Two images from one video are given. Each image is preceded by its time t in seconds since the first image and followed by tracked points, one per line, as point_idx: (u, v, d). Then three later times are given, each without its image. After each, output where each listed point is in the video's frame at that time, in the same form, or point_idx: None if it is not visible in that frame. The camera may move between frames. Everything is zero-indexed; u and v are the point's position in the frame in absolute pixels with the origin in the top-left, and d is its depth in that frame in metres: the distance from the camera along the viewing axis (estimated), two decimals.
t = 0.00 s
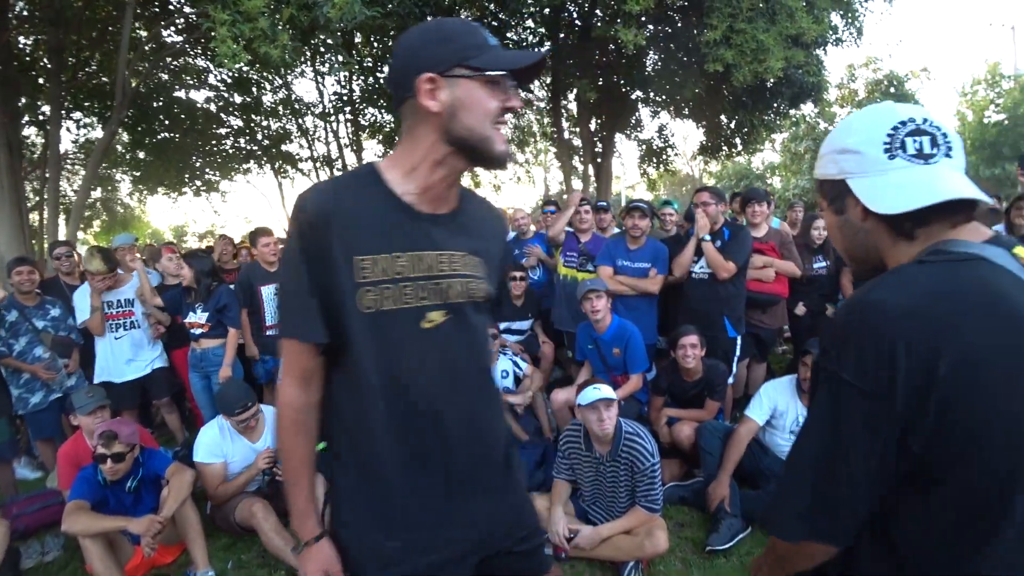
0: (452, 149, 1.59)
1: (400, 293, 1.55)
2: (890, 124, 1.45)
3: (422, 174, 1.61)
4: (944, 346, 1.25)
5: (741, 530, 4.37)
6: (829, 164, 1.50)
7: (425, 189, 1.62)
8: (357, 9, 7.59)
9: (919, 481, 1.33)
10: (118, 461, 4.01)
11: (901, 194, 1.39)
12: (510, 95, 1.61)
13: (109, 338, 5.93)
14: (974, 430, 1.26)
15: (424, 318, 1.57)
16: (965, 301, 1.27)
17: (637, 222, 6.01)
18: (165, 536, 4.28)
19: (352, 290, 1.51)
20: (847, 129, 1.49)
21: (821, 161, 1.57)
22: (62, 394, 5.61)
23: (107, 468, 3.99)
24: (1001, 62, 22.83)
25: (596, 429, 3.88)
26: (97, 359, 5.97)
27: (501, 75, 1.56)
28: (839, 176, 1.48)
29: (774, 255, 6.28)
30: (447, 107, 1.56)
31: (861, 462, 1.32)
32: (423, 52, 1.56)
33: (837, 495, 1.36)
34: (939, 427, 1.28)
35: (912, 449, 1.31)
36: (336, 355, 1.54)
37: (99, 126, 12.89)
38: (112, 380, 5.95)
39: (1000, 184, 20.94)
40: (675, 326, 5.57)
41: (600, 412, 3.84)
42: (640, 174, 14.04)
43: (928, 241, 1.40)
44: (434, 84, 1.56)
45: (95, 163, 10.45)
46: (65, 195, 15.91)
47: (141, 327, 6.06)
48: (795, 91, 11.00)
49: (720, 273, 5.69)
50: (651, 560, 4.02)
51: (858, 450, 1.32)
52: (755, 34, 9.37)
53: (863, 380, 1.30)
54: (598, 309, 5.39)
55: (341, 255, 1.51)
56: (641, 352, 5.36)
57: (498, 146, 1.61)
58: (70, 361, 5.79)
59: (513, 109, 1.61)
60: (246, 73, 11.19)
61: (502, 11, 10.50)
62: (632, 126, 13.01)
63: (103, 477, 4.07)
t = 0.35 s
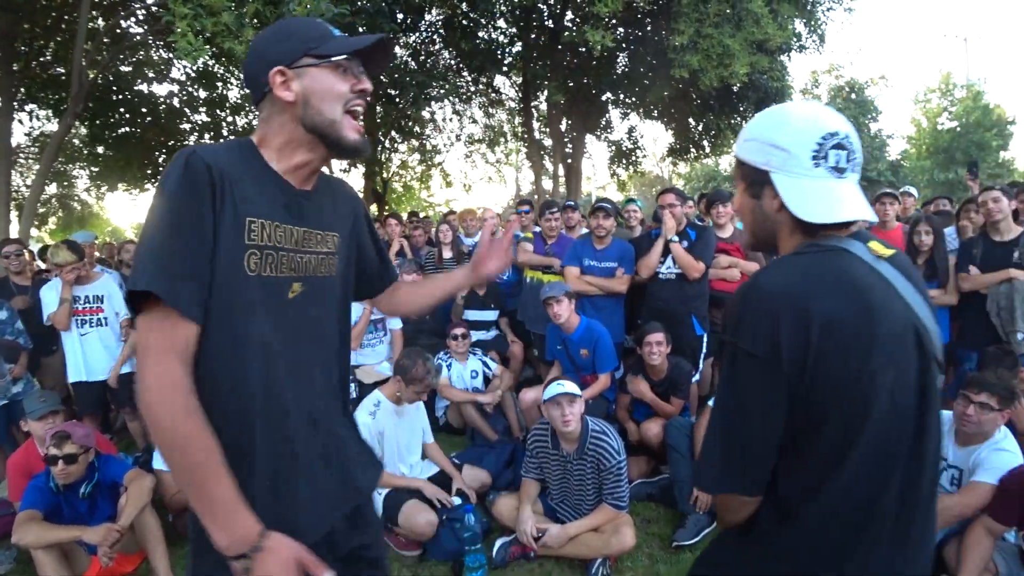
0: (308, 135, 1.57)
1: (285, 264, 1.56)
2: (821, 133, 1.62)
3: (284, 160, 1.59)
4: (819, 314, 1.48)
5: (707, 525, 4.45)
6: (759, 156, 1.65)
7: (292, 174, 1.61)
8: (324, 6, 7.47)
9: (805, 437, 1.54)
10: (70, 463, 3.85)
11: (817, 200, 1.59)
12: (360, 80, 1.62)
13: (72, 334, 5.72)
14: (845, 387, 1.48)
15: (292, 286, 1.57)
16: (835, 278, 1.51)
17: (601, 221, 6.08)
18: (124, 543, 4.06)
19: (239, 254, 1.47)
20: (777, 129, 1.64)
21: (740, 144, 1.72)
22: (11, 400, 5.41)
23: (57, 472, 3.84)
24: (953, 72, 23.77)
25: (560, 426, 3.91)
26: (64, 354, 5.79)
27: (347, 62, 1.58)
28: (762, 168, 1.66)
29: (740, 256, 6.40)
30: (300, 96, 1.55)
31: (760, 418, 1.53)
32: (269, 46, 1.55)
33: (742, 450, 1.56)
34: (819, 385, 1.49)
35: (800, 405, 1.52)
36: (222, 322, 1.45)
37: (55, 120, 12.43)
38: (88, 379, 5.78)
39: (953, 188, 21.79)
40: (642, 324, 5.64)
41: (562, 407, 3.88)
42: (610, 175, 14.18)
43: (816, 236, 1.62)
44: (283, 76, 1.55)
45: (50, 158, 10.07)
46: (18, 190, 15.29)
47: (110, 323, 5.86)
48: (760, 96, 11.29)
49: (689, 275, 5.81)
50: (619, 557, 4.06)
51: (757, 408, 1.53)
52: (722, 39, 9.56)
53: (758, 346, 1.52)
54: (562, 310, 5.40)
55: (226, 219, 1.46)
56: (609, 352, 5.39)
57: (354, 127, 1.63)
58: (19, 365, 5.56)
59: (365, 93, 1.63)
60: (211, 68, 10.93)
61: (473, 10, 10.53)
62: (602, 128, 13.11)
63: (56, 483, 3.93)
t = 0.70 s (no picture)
0: (255, 126, 1.51)
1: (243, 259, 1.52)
2: (690, 157, 2.06)
3: (231, 155, 1.53)
4: (707, 310, 1.86)
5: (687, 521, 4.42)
6: (645, 178, 2.07)
7: (241, 169, 1.55)
8: (304, 2, 7.38)
9: (702, 409, 1.93)
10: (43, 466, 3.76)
11: (695, 207, 1.99)
12: (308, 71, 1.57)
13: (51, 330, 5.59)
14: (730, 367, 1.86)
15: (243, 285, 1.51)
16: (717, 280, 1.89)
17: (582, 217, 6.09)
18: (101, 546, 4.00)
19: (178, 265, 1.38)
20: (658, 156, 2.07)
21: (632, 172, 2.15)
22: None
23: (29, 475, 3.75)
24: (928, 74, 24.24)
25: (539, 421, 3.92)
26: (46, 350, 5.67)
27: (294, 52, 1.53)
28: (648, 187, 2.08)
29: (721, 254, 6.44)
30: (245, 84, 1.49)
31: (666, 399, 1.90)
32: (211, 31, 1.48)
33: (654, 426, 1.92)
34: (709, 367, 1.87)
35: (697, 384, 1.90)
36: (167, 343, 1.40)
37: (27, 113, 12.13)
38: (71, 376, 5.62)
39: (929, 188, 22.22)
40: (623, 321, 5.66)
41: (541, 402, 3.89)
42: (593, 173, 14.23)
43: (697, 239, 2.01)
44: (227, 63, 1.48)
45: (22, 152, 9.81)
46: None
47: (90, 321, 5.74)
48: (741, 95, 11.42)
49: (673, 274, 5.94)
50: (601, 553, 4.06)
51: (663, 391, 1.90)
52: (702, 40, 9.62)
53: (660, 340, 1.88)
54: (544, 305, 5.41)
55: (160, 233, 1.35)
56: (590, 349, 5.41)
57: (302, 118, 1.58)
58: None
59: (313, 85, 1.58)
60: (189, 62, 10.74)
61: (455, 6, 10.50)
62: (585, 125, 13.07)
63: (29, 485, 3.84)
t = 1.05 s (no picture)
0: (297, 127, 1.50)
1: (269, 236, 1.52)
2: (673, 159, 2.17)
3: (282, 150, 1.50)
4: (703, 294, 1.95)
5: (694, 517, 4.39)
6: (629, 174, 2.16)
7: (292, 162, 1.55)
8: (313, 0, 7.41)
9: (688, 390, 2.01)
10: (57, 449, 3.79)
11: (675, 207, 2.12)
12: (343, 73, 1.55)
13: (63, 325, 5.67)
14: (717, 351, 1.98)
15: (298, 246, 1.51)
16: (706, 270, 2.00)
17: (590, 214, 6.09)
18: (113, 538, 4.08)
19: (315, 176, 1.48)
20: (642, 154, 2.17)
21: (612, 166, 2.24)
22: None
23: (44, 462, 3.79)
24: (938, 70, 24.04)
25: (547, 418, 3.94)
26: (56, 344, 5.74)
27: (328, 56, 1.50)
28: (630, 182, 2.18)
29: (729, 252, 6.41)
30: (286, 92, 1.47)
31: (668, 380, 1.93)
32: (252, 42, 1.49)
33: (653, 404, 1.94)
34: (702, 349, 1.97)
35: (690, 366, 1.97)
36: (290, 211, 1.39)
37: (37, 110, 12.22)
38: (80, 370, 5.70)
39: (938, 186, 22.07)
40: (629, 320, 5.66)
41: (549, 401, 3.90)
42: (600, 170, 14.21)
43: (672, 233, 2.15)
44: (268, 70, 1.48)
45: (34, 148, 9.89)
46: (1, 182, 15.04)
47: (100, 316, 5.79)
48: (748, 93, 11.39)
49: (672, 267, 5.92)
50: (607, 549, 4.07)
51: (663, 372, 1.93)
52: (709, 37, 9.60)
53: (667, 321, 1.92)
54: (552, 304, 5.42)
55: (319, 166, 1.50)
56: (598, 346, 5.42)
57: (341, 117, 1.55)
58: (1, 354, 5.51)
59: (349, 85, 1.55)
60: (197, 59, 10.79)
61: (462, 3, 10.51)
62: (591, 123, 12.97)
63: (43, 475, 3.88)
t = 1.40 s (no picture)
0: (328, 130, 1.55)
1: (330, 255, 1.50)
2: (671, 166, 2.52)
3: (311, 154, 1.55)
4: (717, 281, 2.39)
5: (708, 519, 4.36)
6: (640, 177, 2.44)
7: (324, 166, 1.57)
8: (329, 3, 7.49)
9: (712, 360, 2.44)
10: (81, 433, 3.94)
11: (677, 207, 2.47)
12: (371, 75, 1.58)
13: (79, 323, 5.75)
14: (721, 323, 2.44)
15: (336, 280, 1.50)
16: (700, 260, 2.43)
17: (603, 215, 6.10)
18: (133, 531, 4.16)
19: (295, 251, 1.39)
20: (649, 161, 2.46)
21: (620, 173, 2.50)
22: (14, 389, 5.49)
23: (65, 448, 3.91)
24: (957, 68, 23.69)
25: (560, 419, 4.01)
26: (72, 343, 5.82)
27: (355, 59, 1.55)
28: (640, 185, 2.46)
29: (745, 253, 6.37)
30: (314, 95, 1.54)
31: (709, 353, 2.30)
32: (285, 50, 1.56)
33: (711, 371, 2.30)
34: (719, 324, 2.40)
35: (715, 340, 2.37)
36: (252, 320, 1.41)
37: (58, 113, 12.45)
38: (94, 367, 5.80)
39: (956, 186, 21.73)
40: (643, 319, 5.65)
41: (560, 401, 3.95)
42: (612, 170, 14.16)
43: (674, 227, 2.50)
44: (298, 76, 1.54)
45: (56, 151, 10.07)
46: (23, 184, 15.32)
47: (115, 315, 5.87)
48: (762, 92, 11.31)
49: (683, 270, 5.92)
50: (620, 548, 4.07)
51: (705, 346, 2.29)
52: (722, 36, 9.55)
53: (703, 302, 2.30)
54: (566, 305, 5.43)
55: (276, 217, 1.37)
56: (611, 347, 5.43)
57: (370, 116, 1.58)
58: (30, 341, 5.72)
59: (377, 86, 1.59)
60: (214, 62, 10.93)
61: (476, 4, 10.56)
62: (604, 123, 12.94)
63: (64, 467, 3.98)
